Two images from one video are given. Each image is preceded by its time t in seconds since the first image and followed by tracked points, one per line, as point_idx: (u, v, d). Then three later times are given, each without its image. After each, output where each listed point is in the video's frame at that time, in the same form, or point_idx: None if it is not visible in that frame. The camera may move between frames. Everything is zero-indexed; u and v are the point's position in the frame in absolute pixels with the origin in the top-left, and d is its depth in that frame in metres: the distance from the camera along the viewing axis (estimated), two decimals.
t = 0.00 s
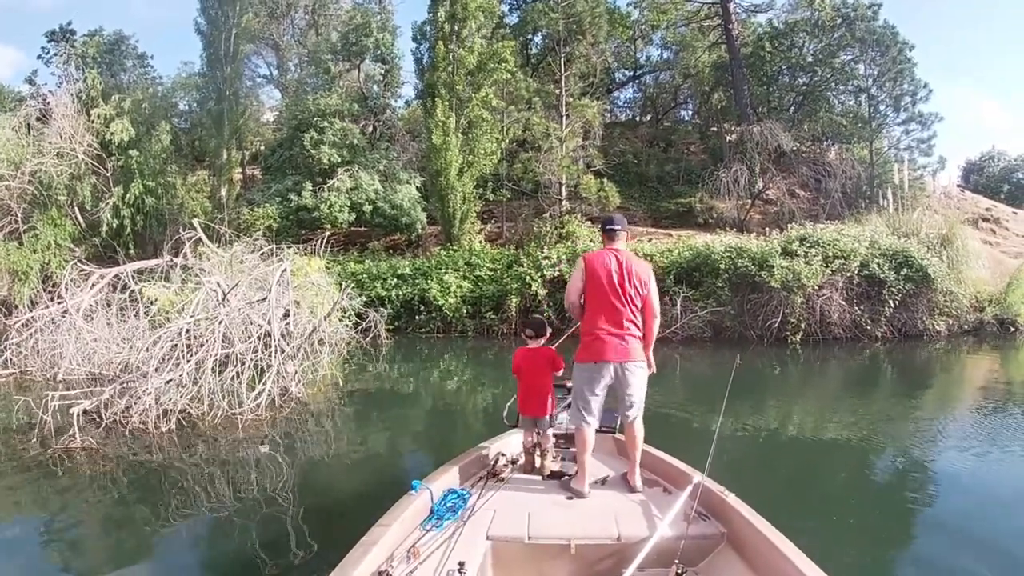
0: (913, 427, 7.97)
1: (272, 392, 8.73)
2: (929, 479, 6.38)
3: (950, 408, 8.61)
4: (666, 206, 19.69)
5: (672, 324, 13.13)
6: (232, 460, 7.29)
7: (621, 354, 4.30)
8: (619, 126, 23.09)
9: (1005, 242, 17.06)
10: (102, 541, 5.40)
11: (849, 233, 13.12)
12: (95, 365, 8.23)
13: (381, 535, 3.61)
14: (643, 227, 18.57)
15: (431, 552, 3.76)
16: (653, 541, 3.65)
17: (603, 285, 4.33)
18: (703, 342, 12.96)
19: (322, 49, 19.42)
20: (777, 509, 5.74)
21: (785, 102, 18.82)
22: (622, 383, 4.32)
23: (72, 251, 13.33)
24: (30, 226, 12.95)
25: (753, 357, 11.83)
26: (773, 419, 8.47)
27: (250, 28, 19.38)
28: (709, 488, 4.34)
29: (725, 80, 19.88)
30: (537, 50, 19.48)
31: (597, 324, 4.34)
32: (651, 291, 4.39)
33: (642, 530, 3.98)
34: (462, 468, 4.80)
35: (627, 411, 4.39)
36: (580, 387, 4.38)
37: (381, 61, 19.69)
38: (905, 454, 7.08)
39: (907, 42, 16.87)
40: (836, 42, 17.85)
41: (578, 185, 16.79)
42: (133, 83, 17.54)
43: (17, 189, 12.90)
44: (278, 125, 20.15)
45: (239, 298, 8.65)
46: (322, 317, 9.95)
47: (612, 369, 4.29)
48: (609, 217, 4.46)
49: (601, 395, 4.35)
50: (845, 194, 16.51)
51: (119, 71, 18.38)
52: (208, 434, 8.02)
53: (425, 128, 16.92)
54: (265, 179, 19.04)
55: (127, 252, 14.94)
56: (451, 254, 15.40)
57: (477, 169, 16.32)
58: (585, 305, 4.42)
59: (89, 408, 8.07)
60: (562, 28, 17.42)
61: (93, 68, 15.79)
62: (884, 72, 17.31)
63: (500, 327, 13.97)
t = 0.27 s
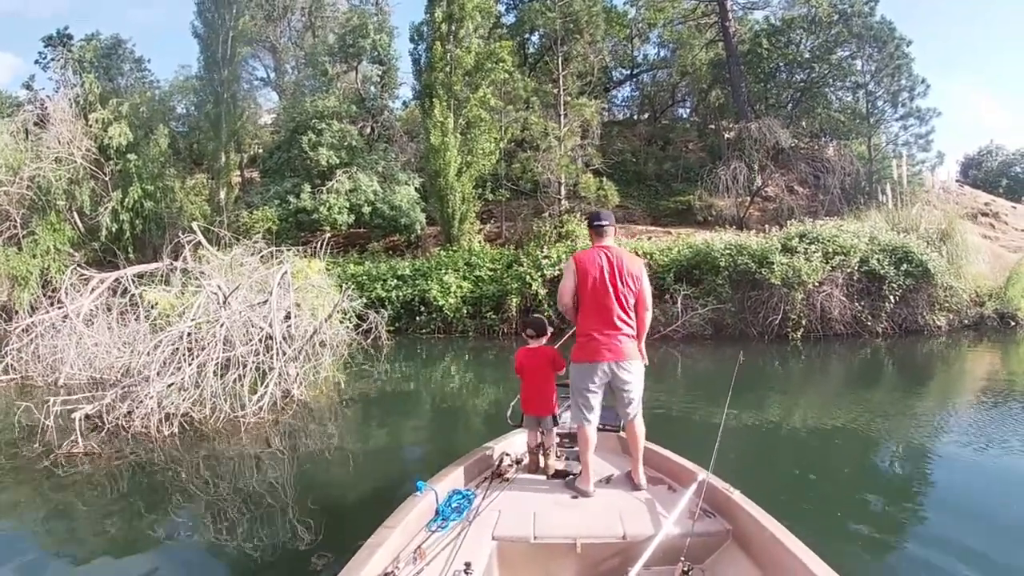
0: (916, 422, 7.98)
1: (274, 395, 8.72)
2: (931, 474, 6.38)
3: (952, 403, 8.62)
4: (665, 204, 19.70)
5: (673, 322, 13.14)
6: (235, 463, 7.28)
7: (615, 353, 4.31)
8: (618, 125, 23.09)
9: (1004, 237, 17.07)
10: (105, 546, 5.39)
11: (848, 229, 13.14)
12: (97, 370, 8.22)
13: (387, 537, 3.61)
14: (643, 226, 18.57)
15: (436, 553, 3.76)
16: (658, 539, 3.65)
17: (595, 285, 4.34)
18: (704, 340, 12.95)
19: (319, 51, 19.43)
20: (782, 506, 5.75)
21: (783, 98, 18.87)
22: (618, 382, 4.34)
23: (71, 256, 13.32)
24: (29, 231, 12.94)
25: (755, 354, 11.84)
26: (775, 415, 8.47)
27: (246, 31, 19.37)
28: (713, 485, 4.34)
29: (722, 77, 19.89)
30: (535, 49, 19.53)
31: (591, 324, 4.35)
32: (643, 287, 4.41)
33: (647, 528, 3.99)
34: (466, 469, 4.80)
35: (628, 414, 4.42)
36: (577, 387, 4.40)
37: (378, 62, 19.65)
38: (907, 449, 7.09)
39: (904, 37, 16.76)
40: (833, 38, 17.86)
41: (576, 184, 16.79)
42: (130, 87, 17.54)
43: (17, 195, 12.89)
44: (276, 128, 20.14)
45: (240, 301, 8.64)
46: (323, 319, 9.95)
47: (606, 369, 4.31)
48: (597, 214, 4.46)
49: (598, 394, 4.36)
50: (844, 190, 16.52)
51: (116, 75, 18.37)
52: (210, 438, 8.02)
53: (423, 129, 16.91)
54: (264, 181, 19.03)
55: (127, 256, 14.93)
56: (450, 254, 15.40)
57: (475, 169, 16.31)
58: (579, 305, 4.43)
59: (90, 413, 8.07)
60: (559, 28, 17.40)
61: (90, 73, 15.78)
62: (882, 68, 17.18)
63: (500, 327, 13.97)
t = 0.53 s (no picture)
0: (917, 424, 8.00)
1: (275, 393, 8.71)
2: (932, 476, 6.40)
3: (953, 405, 8.64)
4: (666, 205, 19.72)
5: (673, 323, 13.15)
6: (236, 462, 7.27)
7: (616, 352, 4.31)
8: (618, 126, 23.10)
9: (1004, 240, 17.11)
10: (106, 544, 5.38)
11: (849, 231, 13.16)
12: (97, 368, 8.20)
13: (394, 538, 3.61)
14: (643, 226, 18.58)
15: (443, 554, 3.76)
16: (665, 536, 3.66)
17: (592, 284, 4.35)
18: (704, 341, 12.97)
19: (320, 49, 19.43)
20: (784, 508, 5.76)
21: (783, 100, 18.98)
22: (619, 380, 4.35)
23: (71, 253, 13.29)
24: (29, 228, 12.92)
25: (755, 355, 11.86)
26: (777, 417, 8.48)
27: (247, 29, 19.36)
28: (719, 482, 4.34)
29: (723, 78, 19.90)
30: (536, 50, 19.61)
31: (590, 324, 4.36)
32: (641, 285, 4.42)
33: (654, 526, 3.99)
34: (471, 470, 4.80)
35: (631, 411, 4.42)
36: (579, 387, 4.41)
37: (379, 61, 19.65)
38: (908, 450, 7.11)
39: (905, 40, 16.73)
40: (834, 40, 17.89)
41: (577, 184, 16.80)
42: (131, 84, 17.51)
43: (16, 191, 12.85)
44: (276, 126, 20.12)
45: (241, 299, 8.64)
46: (324, 317, 9.94)
47: (607, 368, 4.32)
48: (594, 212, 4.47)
49: (599, 393, 4.37)
50: (844, 192, 16.55)
51: (117, 72, 18.34)
52: (211, 436, 8.01)
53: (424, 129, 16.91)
54: (264, 180, 19.01)
55: (127, 254, 14.91)
56: (451, 254, 15.39)
57: (476, 169, 16.30)
58: (577, 305, 4.44)
59: (91, 410, 8.06)
60: (560, 28, 17.39)
61: (91, 70, 15.76)
62: (883, 71, 17.11)
63: (500, 326, 13.97)
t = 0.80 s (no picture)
0: (914, 428, 8.03)
1: (274, 390, 8.70)
2: (928, 481, 6.42)
3: (950, 410, 8.67)
4: (665, 207, 19.74)
5: (672, 325, 13.16)
6: (233, 458, 7.27)
7: (611, 353, 4.33)
8: (619, 127, 23.12)
9: (1002, 246, 17.15)
10: (103, 538, 5.37)
11: (848, 235, 13.19)
12: (95, 362, 8.19)
13: (393, 538, 3.60)
14: (643, 228, 18.60)
15: (442, 554, 3.76)
16: (665, 536, 3.66)
17: (586, 286, 4.36)
18: (702, 343, 12.98)
19: (321, 46, 19.40)
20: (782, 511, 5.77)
21: (785, 104, 19.00)
22: (615, 380, 4.36)
23: (69, 247, 13.27)
24: (27, 221, 12.89)
25: (753, 358, 11.87)
26: (774, 419, 8.50)
27: (249, 25, 19.34)
28: (718, 482, 4.36)
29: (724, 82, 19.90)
30: (537, 50, 19.63)
31: (586, 325, 4.36)
32: (637, 285, 4.41)
33: (654, 526, 4.00)
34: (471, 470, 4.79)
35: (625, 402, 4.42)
36: (575, 387, 4.42)
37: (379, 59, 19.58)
38: (904, 455, 7.13)
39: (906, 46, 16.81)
40: (836, 45, 17.91)
41: (577, 185, 16.81)
42: (131, 79, 17.48)
43: (15, 184, 12.81)
44: (277, 123, 20.10)
45: (241, 295, 8.63)
46: (323, 315, 9.93)
47: (602, 369, 4.34)
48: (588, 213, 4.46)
49: (596, 395, 4.38)
50: (844, 196, 16.58)
51: (117, 66, 18.31)
52: (209, 432, 8.00)
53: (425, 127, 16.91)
54: (263, 176, 18.99)
55: (125, 248, 14.89)
56: (450, 253, 15.40)
57: (476, 168, 16.28)
58: (573, 306, 4.44)
59: (88, 405, 8.04)
60: (563, 28, 17.36)
61: (92, 63, 15.72)
62: (884, 76, 17.24)
63: (499, 326, 13.97)
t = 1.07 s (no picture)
0: (911, 431, 8.04)
1: (271, 388, 8.70)
2: (925, 484, 6.42)
3: (947, 413, 8.68)
4: (664, 209, 19.75)
5: (670, 326, 13.16)
6: (230, 456, 7.26)
7: (607, 351, 4.33)
8: (618, 129, 23.14)
9: (1000, 250, 17.19)
10: (98, 536, 5.36)
11: (846, 237, 13.22)
12: (92, 360, 8.18)
13: (389, 537, 3.59)
14: (641, 229, 18.62)
15: (438, 553, 3.75)
16: (661, 537, 3.66)
17: (582, 286, 4.36)
18: (700, 345, 12.99)
19: (321, 45, 19.39)
20: (778, 513, 5.78)
21: (784, 107, 18.84)
22: (611, 378, 4.37)
23: (67, 244, 13.24)
24: (25, 218, 12.86)
25: (751, 360, 11.88)
26: (771, 421, 8.52)
27: (249, 23, 19.33)
28: (714, 483, 4.36)
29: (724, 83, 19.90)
30: (537, 50, 19.66)
31: (581, 324, 4.37)
32: (632, 283, 4.42)
33: (650, 527, 3.99)
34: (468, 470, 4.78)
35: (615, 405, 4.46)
36: (571, 386, 4.43)
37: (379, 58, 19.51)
38: (901, 458, 7.13)
39: (906, 49, 16.97)
40: (835, 48, 17.93)
41: (576, 186, 16.82)
42: (130, 76, 17.45)
43: (13, 181, 12.77)
44: (276, 121, 20.09)
45: (239, 294, 8.62)
46: (321, 314, 9.93)
47: (598, 370, 4.34)
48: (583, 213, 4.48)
49: (592, 395, 4.38)
50: (842, 199, 16.60)
51: (117, 63, 18.29)
52: (206, 430, 7.99)
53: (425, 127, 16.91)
54: (262, 174, 18.96)
55: (124, 246, 14.88)
56: (448, 253, 15.40)
57: (475, 168, 16.28)
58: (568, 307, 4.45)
59: (85, 402, 8.02)
60: (563, 29, 17.31)
61: (91, 60, 15.69)
62: (883, 79, 17.34)
63: (497, 326, 13.96)
